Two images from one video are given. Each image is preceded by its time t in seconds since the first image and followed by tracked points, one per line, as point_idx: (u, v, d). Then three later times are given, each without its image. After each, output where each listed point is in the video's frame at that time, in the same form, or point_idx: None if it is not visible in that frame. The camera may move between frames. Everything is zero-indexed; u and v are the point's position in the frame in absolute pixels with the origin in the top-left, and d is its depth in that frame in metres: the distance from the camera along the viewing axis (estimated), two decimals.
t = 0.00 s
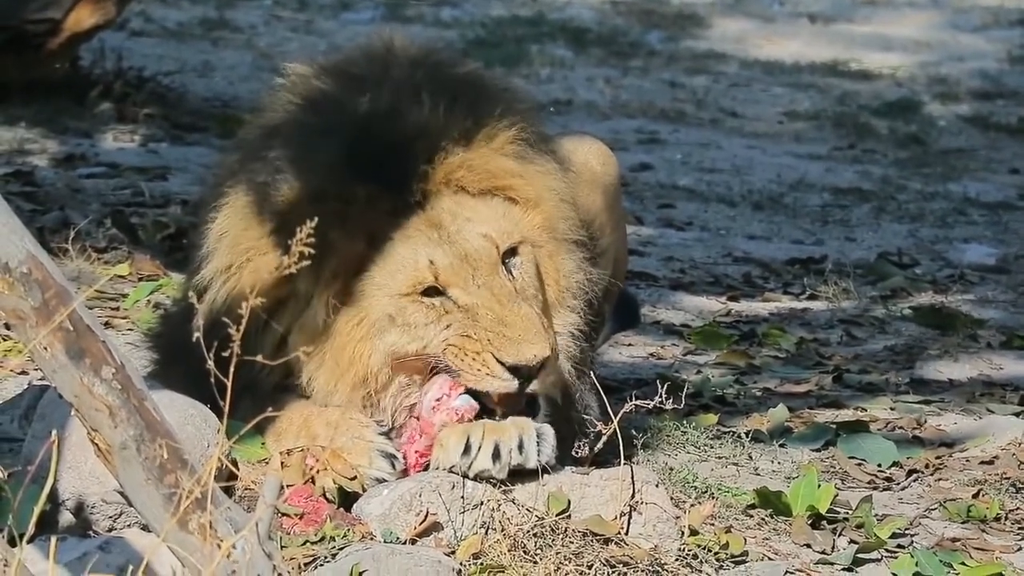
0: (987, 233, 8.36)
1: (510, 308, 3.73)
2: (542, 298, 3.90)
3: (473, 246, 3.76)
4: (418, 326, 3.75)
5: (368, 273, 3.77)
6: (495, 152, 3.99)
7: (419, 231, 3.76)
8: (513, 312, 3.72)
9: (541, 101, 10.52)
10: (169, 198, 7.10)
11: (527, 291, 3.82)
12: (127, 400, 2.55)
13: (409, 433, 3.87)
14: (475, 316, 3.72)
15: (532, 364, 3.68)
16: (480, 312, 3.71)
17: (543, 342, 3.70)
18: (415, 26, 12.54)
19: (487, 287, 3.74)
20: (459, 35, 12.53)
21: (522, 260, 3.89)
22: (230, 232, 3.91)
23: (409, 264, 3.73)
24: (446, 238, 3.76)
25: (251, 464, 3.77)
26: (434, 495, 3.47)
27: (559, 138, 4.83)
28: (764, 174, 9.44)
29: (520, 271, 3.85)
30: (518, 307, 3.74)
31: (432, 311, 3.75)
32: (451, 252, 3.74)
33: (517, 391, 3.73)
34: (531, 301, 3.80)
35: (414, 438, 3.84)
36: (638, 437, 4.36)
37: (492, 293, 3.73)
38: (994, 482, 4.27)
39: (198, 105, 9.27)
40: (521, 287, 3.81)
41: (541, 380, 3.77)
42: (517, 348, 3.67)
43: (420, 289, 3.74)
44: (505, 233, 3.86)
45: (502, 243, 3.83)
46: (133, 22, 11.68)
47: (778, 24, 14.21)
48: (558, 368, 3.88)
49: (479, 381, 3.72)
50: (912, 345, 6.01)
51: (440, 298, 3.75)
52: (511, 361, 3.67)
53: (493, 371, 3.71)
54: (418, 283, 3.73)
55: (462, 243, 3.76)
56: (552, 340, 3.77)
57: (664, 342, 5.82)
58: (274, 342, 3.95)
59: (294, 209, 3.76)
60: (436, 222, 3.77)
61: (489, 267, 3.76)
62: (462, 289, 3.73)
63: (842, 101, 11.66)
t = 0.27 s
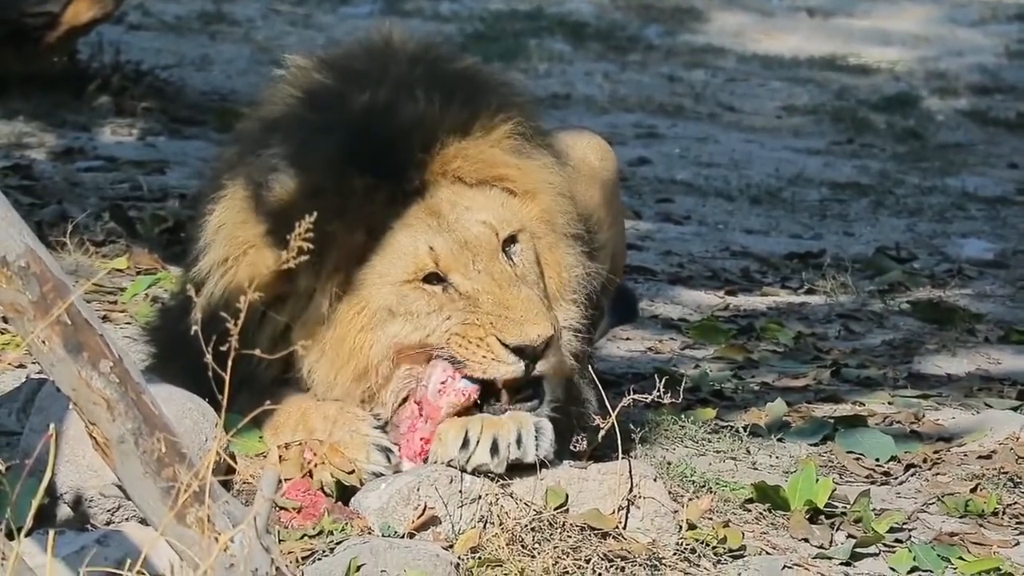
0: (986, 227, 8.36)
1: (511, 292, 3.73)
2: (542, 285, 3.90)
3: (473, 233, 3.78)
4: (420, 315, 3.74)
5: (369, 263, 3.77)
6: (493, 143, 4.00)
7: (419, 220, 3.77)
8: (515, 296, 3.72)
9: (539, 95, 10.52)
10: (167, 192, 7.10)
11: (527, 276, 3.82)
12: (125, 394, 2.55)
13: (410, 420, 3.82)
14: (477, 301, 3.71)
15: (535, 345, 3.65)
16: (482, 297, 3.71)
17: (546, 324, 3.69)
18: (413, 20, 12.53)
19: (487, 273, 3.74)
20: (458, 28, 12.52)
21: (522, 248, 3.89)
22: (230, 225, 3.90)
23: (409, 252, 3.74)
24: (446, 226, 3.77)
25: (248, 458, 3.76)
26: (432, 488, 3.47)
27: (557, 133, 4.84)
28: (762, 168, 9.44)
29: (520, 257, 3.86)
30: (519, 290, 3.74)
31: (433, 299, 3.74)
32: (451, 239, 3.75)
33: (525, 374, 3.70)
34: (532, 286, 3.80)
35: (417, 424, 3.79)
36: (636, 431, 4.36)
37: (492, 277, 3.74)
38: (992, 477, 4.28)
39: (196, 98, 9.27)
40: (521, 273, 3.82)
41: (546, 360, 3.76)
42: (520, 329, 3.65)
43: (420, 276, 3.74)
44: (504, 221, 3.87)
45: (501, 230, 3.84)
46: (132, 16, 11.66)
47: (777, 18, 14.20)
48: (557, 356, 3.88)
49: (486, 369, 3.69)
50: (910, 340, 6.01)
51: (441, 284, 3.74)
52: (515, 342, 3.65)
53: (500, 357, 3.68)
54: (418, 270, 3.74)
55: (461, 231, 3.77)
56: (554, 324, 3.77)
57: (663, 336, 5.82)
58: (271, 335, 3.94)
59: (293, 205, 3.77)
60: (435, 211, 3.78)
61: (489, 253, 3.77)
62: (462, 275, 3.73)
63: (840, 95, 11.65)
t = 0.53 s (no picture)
0: (985, 223, 8.36)
1: (515, 288, 3.72)
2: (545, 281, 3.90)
3: (477, 229, 3.77)
4: (426, 311, 3.73)
5: (372, 257, 3.77)
6: (496, 138, 3.99)
7: (423, 214, 3.76)
8: (518, 292, 3.71)
9: (538, 91, 10.51)
10: (166, 188, 7.10)
11: (531, 272, 3.83)
12: (124, 390, 2.55)
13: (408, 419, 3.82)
14: (482, 297, 3.71)
15: (544, 339, 3.62)
16: (486, 292, 3.70)
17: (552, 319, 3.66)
18: (412, 16, 12.52)
19: (492, 268, 3.74)
20: (457, 24, 12.51)
21: (525, 243, 3.90)
22: (228, 223, 3.91)
23: (413, 247, 3.74)
24: (450, 221, 3.77)
25: (248, 454, 3.77)
26: (431, 485, 3.47)
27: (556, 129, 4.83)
28: (762, 164, 9.44)
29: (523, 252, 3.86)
30: (523, 285, 3.74)
31: (438, 295, 3.73)
32: (455, 235, 3.75)
33: (531, 371, 3.67)
34: (536, 281, 3.81)
35: (416, 423, 3.78)
36: (636, 427, 4.36)
37: (497, 272, 3.74)
38: (991, 473, 4.28)
39: (195, 94, 9.26)
40: (525, 268, 3.82)
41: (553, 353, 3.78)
42: (527, 326, 3.62)
43: (424, 271, 3.73)
44: (507, 217, 3.87)
45: (504, 226, 3.84)
46: (131, 11, 11.66)
47: (776, 13, 14.20)
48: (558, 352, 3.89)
49: (493, 365, 3.67)
50: (910, 335, 6.01)
51: (446, 280, 3.74)
52: (523, 337, 3.62)
53: (506, 352, 3.65)
54: (423, 266, 3.73)
55: (465, 226, 3.77)
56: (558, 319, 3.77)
57: (662, 332, 5.82)
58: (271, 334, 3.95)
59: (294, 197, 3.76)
60: (440, 206, 3.78)
61: (493, 248, 3.77)
62: (467, 271, 3.73)
63: (839, 91, 11.65)
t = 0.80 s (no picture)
0: (983, 223, 8.36)
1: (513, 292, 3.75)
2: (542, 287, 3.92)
3: (480, 232, 3.80)
4: (422, 307, 3.75)
5: (373, 251, 3.77)
6: (505, 140, 4.01)
7: (427, 212, 3.78)
8: (517, 294, 3.74)
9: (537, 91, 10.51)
10: (165, 188, 7.10)
11: (529, 277, 3.85)
12: (123, 390, 2.55)
13: (407, 419, 3.83)
14: (480, 298, 3.73)
15: (534, 340, 3.69)
16: (486, 295, 3.73)
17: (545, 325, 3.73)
18: (410, 16, 12.52)
19: (492, 271, 3.76)
20: (455, 24, 12.51)
21: (524, 249, 3.92)
22: (228, 220, 3.89)
23: (415, 243, 3.75)
24: (454, 221, 3.79)
25: (246, 454, 3.76)
26: (430, 485, 3.47)
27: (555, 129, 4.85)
28: (760, 164, 9.44)
29: (522, 259, 3.88)
30: (523, 291, 3.76)
31: (436, 292, 3.75)
32: (459, 235, 3.77)
33: (518, 368, 3.72)
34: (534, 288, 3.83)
35: (414, 424, 3.78)
36: (634, 427, 4.36)
37: (497, 277, 3.76)
38: (990, 472, 4.28)
39: (194, 94, 9.26)
40: (524, 274, 3.84)
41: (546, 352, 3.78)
42: (518, 325, 3.68)
43: (425, 269, 3.75)
44: (509, 222, 3.89)
45: (506, 231, 3.86)
46: (129, 11, 11.65)
47: (774, 13, 14.20)
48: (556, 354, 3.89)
49: (476, 358, 3.71)
50: (908, 335, 6.01)
51: (446, 279, 3.76)
52: (513, 336, 3.68)
53: (493, 346, 3.70)
54: (424, 263, 3.74)
55: (469, 228, 3.79)
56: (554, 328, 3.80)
57: (660, 332, 5.82)
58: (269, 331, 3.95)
59: (296, 186, 3.74)
60: (444, 206, 3.80)
61: (494, 252, 3.79)
62: (467, 273, 3.75)
63: (838, 91, 11.65)
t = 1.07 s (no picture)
0: (983, 226, 8.36)
1: (511, 299, 3.74)
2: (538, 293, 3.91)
3: (480, 235, 3.79)
4: (418, 308, 3.75)
5: (372, 250, 3.76)
6: (508, 143, 4.00)
7: (428, 212, 3.77)
8: (514, 303, 3.73)
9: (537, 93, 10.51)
10: (165, 191, 7.10)
11: (526, 284, 3.84)
12: (123, 393, 2.55)
13: (405, 421, 3.81)
14: (477, 302, 3.72)
15: (529, 357, 3.66)
16: (483, 300, 3.72)
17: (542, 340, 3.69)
18: (411, 18, 12.52)
19: (490, 276, 3.75)
20: (455, 26, 12.52)
21: (523, 254, 3.90)
22: (229, 221, 3.89)
23: (415, 244, 3.74)
24: (454, 223, 3.78)
25: (246, 457, 3.75)
26: (430, 487, 3.47)
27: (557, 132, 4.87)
28: (760, 167, 9.44)
29: (520, 263, 3.87)
30: (520, 298, 3.76)
31: (433, 294, 3.74)
32: (458, 237, 3.76)
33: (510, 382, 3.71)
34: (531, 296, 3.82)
35: (413, 428, 3.76)
36: (634, 429, 4.36)
37: (496, 282, 3.75)
38: (990, 475, 4.28)
39: (194, 96, 9.26)
40: (522, 280, 3.83)
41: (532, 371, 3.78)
42: (516, 339, 3.66)
43: (423, 270, 3.74)
44: (510, 225, 3.88)
45: (507, 235, 3.85)
46: (130, 13, 11.66)
47: (775, 16, 14.21)
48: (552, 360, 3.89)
49: (471, 367, 3.71)
50: (908, 338, 6.01)
51: (444, 281, 3.75)
52: (511, 352, 3.65)
53: (488, 360, 3.69)
54: (423, 264, 3.74)
55: (468, 230, 3.78)
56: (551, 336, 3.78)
57: (660, 334, 5.82)
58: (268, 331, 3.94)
59: (300, 180, 3.72)
60: (445, 206, 3.79)
61: (493, 256, 3.78)
62: (465, 275, 3.74)
63: (838, 93, 11.65)
